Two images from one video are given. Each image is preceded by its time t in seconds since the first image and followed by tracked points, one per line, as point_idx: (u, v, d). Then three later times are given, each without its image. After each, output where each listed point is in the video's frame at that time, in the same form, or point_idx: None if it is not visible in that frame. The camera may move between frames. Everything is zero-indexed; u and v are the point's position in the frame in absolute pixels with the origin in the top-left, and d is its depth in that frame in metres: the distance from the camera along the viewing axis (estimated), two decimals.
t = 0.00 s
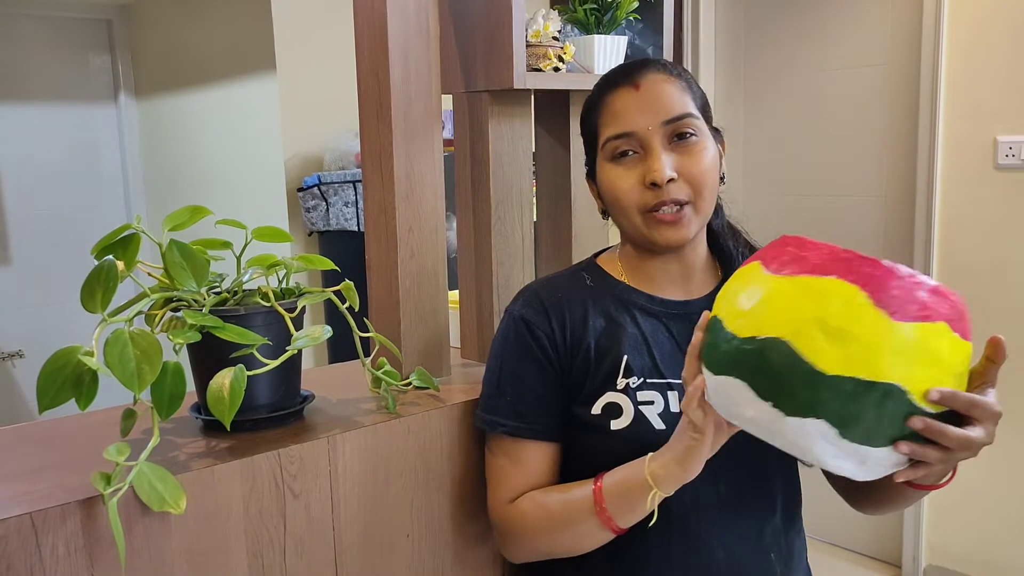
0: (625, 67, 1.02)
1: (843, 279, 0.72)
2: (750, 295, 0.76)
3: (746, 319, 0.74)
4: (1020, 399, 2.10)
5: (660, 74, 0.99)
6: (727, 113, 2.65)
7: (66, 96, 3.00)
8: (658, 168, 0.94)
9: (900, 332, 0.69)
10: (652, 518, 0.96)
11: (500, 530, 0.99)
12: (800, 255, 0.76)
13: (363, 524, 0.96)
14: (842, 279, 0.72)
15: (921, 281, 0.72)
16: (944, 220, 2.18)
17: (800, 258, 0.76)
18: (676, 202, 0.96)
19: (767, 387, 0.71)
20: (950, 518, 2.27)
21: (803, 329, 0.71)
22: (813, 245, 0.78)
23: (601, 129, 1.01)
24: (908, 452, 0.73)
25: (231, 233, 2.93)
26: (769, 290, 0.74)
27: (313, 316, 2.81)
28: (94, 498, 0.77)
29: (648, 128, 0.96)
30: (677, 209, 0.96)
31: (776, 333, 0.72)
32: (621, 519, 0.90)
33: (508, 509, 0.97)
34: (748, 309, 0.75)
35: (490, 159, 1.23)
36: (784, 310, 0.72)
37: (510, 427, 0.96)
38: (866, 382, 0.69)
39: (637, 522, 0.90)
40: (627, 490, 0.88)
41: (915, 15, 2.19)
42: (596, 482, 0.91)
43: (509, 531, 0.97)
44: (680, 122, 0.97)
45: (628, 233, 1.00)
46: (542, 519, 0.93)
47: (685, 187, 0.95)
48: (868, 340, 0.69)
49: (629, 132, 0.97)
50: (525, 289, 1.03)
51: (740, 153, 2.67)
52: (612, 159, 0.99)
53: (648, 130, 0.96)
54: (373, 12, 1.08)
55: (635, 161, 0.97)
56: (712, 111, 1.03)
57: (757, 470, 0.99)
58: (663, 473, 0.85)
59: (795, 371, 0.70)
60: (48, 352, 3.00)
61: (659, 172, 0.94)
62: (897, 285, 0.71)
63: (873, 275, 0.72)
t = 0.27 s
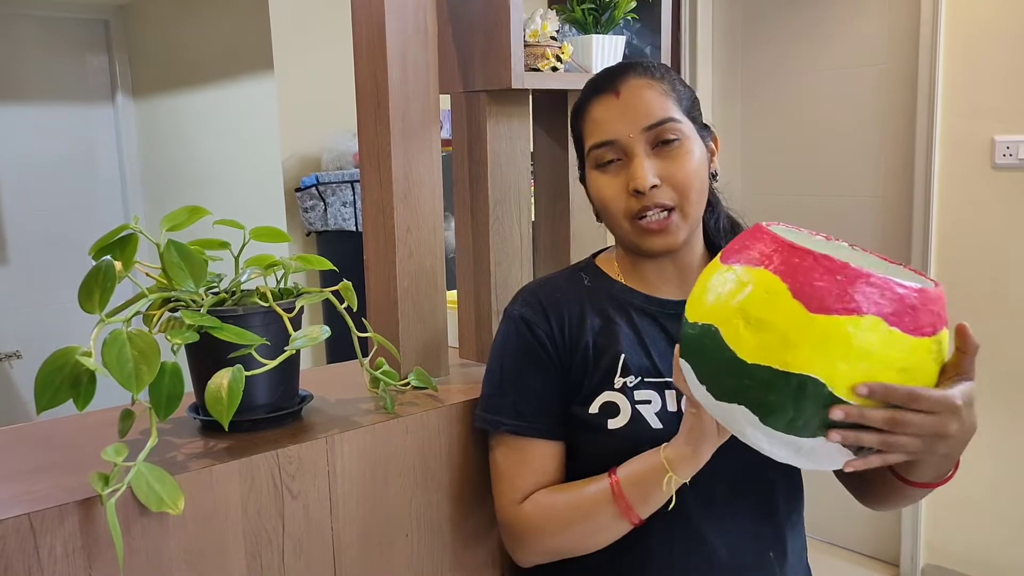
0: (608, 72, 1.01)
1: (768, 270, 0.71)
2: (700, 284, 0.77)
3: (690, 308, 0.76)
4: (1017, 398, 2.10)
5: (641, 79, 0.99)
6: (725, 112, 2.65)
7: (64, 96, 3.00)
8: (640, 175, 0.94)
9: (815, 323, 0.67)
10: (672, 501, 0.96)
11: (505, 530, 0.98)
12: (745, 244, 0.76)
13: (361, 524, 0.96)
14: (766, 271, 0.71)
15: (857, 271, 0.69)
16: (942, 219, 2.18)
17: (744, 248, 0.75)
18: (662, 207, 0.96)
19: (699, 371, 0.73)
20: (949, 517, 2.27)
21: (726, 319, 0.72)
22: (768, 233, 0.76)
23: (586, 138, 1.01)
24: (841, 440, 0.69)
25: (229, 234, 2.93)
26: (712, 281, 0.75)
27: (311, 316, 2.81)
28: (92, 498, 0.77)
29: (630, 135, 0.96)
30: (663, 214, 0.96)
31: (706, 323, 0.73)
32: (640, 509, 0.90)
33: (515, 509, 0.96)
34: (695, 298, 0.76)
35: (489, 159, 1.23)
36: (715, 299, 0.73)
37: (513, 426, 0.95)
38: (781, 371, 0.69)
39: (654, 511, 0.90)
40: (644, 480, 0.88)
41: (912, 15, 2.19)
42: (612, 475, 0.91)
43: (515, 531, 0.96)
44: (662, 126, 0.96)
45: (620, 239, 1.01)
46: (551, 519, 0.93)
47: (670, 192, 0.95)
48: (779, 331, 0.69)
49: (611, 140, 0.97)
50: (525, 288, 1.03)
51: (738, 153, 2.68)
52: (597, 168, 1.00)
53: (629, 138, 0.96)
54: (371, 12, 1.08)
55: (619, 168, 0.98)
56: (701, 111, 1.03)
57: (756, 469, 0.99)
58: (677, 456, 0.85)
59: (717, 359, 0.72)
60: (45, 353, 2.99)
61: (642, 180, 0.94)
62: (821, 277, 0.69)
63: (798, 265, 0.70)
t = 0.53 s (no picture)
0: (604, 70, 1.02)
1: (784, 271, 0.70)
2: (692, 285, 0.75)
3: (687, 310, 0.74)
4: (1015, 396, 2.10)
5: (635, 76, 0.99)
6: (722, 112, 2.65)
7: (61, 96, 2.99)
8: (635, 171, 0.94)
9: (839, 323, 0.68)
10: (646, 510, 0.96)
11: (504, 532, 0.98)
12: (743, 246, 0.75)
13: (358, 523, 0.96)
14: (780, 272, 0.70)
15: (867, 270, 0.71)
16: (939, 218, 2.18)
17: (743, 250, 0.74)
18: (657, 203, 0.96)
19: (706, 373, 0.71)
20: (946, 516, 2.27)
21: (741, 321, 0.70)
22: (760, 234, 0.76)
23: (582, 134, 1.01)
24: (861, 424, 0.69)
25: (226, 233, 2.93)
26: (712, 281, 0.74)
27: (309, 315, 2.81)
28: (89, 498, 0.77)
29: (624, 131, 0.97)
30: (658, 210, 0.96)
31: (717, 324, 0.71)
32: (621, 515, 0.88)
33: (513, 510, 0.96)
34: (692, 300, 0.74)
35: (486, 158, 1.23)
36: (723, 302, 0.72)
37: (512, 426, 0.96)
38: (808, 376, 0.68)
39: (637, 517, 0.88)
40: (623, 486, 0.87)
41: (910, 14, 2.19)
42: (594, 479, 0.90)
43: (513, 532, 0.96)
44: (656, 123, 0.96)
45: (615, 237, 1.01)
46: (545, 520, 0.92)
47: (664, 188, 0.95)
48: (803, 334, 0.68)
49: (606, 136, 0.98)
50: (521, 288, 1.03)
51: (736, 152, 2.68)
52: (592, 164, 1.00)
53: (624, 134, 0.97)
54: (368, 10, 1.07)
55: (614, 165, 0.98)
56: (697, 109, 1.03)
57: (754, 468, 0.99)
58: (654, 462, 0.83)
59: (732, 361, 0.70)
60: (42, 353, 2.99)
61: (636, 176, 0.94)
62: (839, 276, 0.69)
63: (814, 265, 0.70)
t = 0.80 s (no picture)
0: (605, 67, 1.01)
1: (825, 312, 0.66)
2: (717, 338, 0.68)
3: (726, 369, 0.67)
4: (1011, 395, 2.11)
5: (638, 72, 0.99)
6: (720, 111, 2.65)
7: (58, 96, 2.99)
8: (636, 166, 0.94)
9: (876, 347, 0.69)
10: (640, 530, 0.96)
11: (507, 535, 0.97)
12: (765, 282, 0.67)
13: (356, 522, 0.96)
14: (824, 314, 0.66)
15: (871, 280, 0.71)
16: (936, 217, 2.19)
17: (769, 287, 0.67)
18: (657, 199, 0.96)
19: (760, 433, 0.68)
20: (943, 515, 2.28)
21: (795, 375, 0.66)
22: (763, 258, 0.69)
23: (582, 130, 1.01)
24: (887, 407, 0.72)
25: (223, 233, 2.93)
26: (746, 334, 0.66)
27: (306, 315, 2.81)
28: (86, 498, 0.77)
29: (625, 127, 0.96)
30: (657, 206, 0.96)
31: (769, 382, 0.66)
32: (605, 530, 0.87)
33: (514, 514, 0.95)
34: (727, 357, 0.67)
35: (483, 157, 1.23)
36: (768, 356, 0.66)
37: (512, 426, 0.96)
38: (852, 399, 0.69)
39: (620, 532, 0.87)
40: (606, 501, 0.86)
41: (907, 13, 2.19)
42: (578, 489, 0.90)
43: (516, 537, 0.95)
44: (658, 119, 0.96)
45: (614, 233, 1.01)
46: (544, 523, 0.91)
47: (665, 184, 0.95)
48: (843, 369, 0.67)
49: (607, 131, 0.97)
50: (516, 288, 1.03)
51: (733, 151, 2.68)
52: (593, 159, 0.99)
53: (625, 129, 0.96)
54: (365, 10, 1.07)
55: (615, 160, 0.97)
56: (698, 109, 1.03)
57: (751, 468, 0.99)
58: (637, 488, 0.82)
59: (792, 415, 0.67)
60: (40, 353, 2.99)
61: (637, 171, 0.94)
62: (867, 300, 0.69)
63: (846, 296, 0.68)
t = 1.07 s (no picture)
0: (606, 66, 1.02)
1: (889, 331, 0.65)
2: (815, 379, 0.62)
3: (823, 410, 0.62)
4: (1008, 393, 2.11)
5: (638, 70, 0.99)
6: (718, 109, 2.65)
7: (54, 95, 2.98)
8: (636, 161, 0.94)
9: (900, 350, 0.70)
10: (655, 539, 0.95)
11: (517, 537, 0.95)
12: (847, 310, 0.63)
13: (354, 522, 0.96)
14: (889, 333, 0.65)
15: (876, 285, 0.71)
16: (933, 216, 2.19)
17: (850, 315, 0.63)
18: (656, 194, 0.95)
19: (834, 457, 0.66)
20: (940, 513, 2.28)
21: (873, 398, 0.65)
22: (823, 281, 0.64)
23: (582, 127, 1.01)
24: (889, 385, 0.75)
25: (220, 232, 2.93)
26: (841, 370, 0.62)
27: (304, 314, 2.81)
28: (83, 497, 0.76)
29: (625, 123, 0.96)
30: (657, 201, 0.96)
31: (858, 412, 0.64)
32: (612, 542, 0.85)
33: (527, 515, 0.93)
34: (824, 396, 0.62)
35: (481, 156, 1.23)
36: (858, 388, 0.63)
37: (515, 425, 0.95)
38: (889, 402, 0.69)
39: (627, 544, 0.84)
40: (611, 513, 0.83)
41: (904, 11, 2.19)
42: (585, 496, 0.87)
43: (527, 541, 0.93)
44: (658, 115, 0.97)
45: (613, 230, 1.00)
46: (554, 527, 0.89)
47: (664, 178, 0.95)
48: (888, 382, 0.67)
49: (606, 127, 0.97)
50: (513, 287, 1.03)
51: (731, 150, 2.68)
52: (592, 155, 0.99)
53: (625, 125, 0.96)
54: (362, 8, 1.07)
55: (615, 156, 0.97)
56: (697, 107, 1.03)
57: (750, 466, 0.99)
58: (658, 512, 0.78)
59: (858, 436, 0.66)
60: (36, 352, 2.99)
61: (637, 165, 0.94)
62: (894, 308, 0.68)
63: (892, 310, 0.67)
